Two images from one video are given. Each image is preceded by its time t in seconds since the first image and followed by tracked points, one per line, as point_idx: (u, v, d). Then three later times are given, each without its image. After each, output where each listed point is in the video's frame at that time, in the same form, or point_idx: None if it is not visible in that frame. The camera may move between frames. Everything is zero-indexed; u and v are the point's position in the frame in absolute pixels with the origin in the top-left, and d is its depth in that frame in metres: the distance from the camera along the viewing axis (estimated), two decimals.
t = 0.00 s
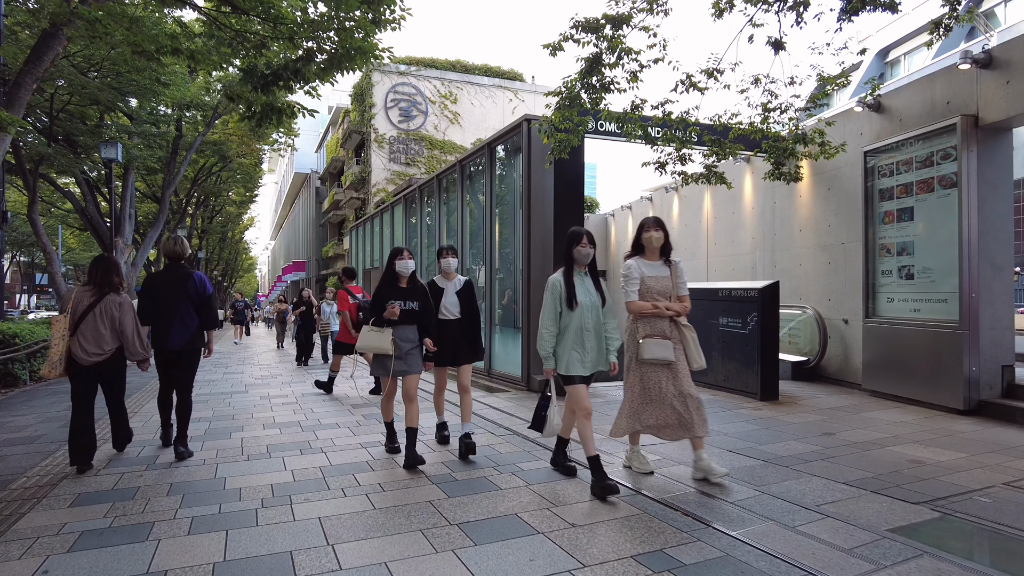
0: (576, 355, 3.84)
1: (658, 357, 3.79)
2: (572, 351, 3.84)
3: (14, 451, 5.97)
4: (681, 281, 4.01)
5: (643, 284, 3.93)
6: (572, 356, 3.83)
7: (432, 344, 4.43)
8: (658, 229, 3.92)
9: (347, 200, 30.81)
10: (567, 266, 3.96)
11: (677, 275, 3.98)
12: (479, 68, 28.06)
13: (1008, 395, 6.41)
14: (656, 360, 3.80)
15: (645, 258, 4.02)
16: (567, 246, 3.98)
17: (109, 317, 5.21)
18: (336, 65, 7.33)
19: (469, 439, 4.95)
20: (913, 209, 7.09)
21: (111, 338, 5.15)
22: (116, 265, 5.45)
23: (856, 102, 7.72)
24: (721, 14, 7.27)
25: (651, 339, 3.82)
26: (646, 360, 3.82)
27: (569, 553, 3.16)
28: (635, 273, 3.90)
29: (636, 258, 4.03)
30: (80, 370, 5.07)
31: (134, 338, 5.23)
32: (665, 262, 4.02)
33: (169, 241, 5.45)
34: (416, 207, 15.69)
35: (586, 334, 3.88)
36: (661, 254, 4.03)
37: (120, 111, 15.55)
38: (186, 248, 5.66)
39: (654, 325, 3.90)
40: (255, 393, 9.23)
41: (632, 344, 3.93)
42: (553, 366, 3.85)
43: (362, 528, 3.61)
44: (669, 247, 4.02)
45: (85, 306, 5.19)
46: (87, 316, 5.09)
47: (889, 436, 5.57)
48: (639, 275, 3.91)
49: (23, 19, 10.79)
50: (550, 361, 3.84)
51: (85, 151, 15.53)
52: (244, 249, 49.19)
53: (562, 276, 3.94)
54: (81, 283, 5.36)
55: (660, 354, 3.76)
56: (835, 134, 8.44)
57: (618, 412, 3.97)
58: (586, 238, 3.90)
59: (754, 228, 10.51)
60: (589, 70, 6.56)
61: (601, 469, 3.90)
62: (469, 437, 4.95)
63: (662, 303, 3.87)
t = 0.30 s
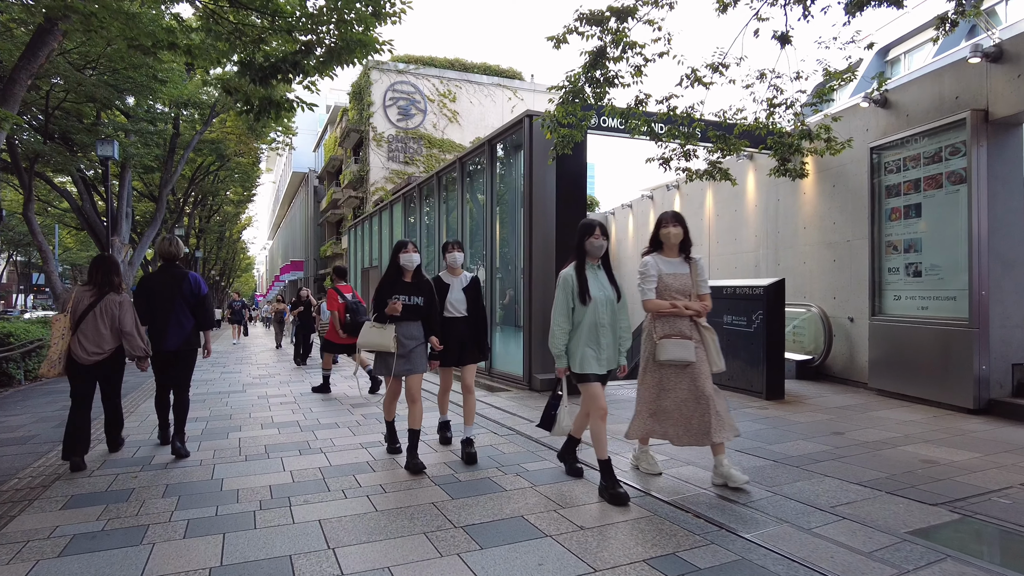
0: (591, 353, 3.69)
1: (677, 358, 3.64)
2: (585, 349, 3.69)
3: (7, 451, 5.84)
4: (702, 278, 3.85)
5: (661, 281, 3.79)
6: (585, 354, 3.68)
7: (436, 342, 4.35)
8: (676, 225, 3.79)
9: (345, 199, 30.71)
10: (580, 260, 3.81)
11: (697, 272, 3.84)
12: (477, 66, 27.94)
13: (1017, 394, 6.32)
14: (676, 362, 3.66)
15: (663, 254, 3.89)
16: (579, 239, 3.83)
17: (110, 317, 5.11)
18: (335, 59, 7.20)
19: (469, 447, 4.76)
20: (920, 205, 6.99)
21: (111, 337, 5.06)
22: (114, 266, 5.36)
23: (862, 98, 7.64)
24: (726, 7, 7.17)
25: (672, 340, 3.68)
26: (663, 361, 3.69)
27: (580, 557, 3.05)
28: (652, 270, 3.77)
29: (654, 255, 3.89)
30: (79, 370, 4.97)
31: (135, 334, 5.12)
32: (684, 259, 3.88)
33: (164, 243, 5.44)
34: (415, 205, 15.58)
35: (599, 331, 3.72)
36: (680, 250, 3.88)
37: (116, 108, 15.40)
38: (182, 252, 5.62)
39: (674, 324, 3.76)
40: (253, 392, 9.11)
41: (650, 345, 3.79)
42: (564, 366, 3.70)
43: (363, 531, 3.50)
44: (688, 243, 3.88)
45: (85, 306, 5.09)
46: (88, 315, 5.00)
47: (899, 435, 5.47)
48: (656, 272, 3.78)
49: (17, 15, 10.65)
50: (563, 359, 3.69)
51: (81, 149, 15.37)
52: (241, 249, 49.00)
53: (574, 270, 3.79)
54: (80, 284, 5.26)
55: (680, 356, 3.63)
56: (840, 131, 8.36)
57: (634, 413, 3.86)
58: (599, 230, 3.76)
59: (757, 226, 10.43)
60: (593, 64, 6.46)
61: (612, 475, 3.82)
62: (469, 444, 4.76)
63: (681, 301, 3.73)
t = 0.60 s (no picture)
0: (607, 350, 3.49)
1: (700, 358, 3.51)
2: (599, 346, 3.49)
3: None
4: (726, 273, 3.70)
5: (683, 277, 3.64)
6: (600, 351, 3.48)
7: (443, 339, 4.21)
8: (696, 218, 3.65)
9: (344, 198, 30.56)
10: (592, 252, 3.60)
11: (720, 268, 3.69)
12: (476, 65, 27.80)
13: None
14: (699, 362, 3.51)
15: (683, 248, 3.75)
16: (591, 231, 3.62)
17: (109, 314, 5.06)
18: (335, 51, 7.06)
19: (473, 449, 4.63)
20: (929, 202, 6.88)
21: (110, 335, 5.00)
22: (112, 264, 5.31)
23: (868, 93, 7.53)
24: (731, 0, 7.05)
25: (696, 340, 3.53)
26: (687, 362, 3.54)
27: (590, 563, 2.94)
28: (673, 265, 3.62)
29: (673, 249, 3.74)
30: (77, 368, 4.92)
31: (135, 334, 5.03)
32: (705, 253, 3.74)
33: (157, 241, 5.39)
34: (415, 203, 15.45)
35: (614, 326, 3.52)
36: (701, 244, 3.74)
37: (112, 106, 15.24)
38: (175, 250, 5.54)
39: (697, 323, 3.61)
40: (250, 392, 8.97)
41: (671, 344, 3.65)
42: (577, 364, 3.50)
43: (363, 536, 3.37)
44: (710, 237, 3.73)
45: (84, 304, 5.04)
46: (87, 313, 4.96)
47: (910, 435, 5.36)
48: (677, 268, 3.63)
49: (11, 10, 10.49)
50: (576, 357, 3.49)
51: (77, 147, 15.20)
52: (239, 249, 48.80)
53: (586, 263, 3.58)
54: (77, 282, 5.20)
55: (705, 357, 3.49)
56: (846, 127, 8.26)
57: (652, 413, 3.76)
58: (613, 220, 3.58)
59: (760, 223, 10.32)
60: (597, 57, 6.35)
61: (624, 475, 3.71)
62: (474, 446, 4.64)
63: (704, 298, 3.59)
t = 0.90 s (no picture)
0: (628, 352, 3.31)
1: (734, 357, 3.30)
2: (619, 346, 3.32)
3: None
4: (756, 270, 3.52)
5: (710, 273, 3.48)
6: (619, 353, 3.32)
7: (450, 339, 4.05)
8: (723, 211, 3.48)
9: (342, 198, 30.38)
10: (611, 246, 3.43)
11: (749, 264, 3.51)
12: (474, 63, 27.63)
13: None
14: (729, 361, 3.31)
15: (710, 244, 3.58)
16: (610, 224, 3.46)
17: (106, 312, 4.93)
18: (334, 44, 6.89)
19: (476, 456, 4.49)
20: (941, 199, 6.74)
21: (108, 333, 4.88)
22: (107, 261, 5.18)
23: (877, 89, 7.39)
24: None
25: (726, 338, 3.35)
26: (717, 361, 3.34)
27: None
28: (700, 260, 3.47)
29: (699, 244, 3.59)
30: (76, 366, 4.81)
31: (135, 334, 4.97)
32: (733, 248, 3.57)
33: (151, 239, 5.21)
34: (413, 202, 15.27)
35: (636, 325, 3.34)
36: (729, 239, 3.58)
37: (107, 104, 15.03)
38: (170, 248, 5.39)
39: (726, 321, 3.43)
40: (247, 394, 8.80)
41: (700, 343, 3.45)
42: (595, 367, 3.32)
43: (364, 549, 3.21)
44: (737, 231, 3.56)
45: (80, 301, 4.92)
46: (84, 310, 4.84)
47: (926, 439, 5.22)
48: (704, 262, 3.48)
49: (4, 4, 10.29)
50: (594, 360, 3.30)
51: (71, 146, 15.00)
52: (236, 249, 48.56)
53: (605, 258, 3.40)
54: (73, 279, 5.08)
55: (734, 355, 3.29)
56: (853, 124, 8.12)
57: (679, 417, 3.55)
58: (634, 214, 3.42)
59: (764, 222, 10.18)
60: (602, 51, 6.20)
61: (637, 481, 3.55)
62: (476, 452, 4.49)
63: (734, 295, 3.41)
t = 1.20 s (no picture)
0: (648, 358, 3.18)
1: (762, 358, 3.17)
2: (639, 353, 3.19)
3: None
4: (779, 271, 3.40)
5: (731, 273, 3.36)
6: (639, 359, 3.19)
7: (456, 342, 3.93)
8: (747, 207, 3.36)
9: (341, 198, 30.28)
10: (631, 246, 3.31)
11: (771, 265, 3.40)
12: (474, 62, 27.52)
13: None
14: (756, 363, 3.17)
15: (733, 243, 3.46)
16: (629, 222, 3.34)
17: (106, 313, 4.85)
18: (334, 40, 6.76)
19: (478, 462, 4.38)
20: (951, 200, 6.64)
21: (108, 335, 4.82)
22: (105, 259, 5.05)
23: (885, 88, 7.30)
24: None
25: (750, 340, 3.22)
26: (744, 364, 3.20)
27: None
28: (721, 260, 3.36)
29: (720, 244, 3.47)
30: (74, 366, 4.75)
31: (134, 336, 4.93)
32: (758, 246, 3.45)
33: (149, 239, 5.08)
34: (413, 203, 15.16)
35: (656, 330, 3.22)
36: (752, 238, 3.46)
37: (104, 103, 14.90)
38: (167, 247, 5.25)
39: (750, 325, 3.31)
40: (246, 397, 8.69)
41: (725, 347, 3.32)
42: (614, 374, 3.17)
43: (367, 563, 3.10)
44: (760, 231, 3.45)
45: (81, 301, 4.82)
46: (85, 310, 4.76)
47: (939, 445, 5.12)
48: (725, 263, 3.36)
49: None
50: (614, 366, 3.16)
51: (69, 146, 14.87)
52: (235, 249, 48.42)
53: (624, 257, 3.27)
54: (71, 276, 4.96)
55: (762, 356, 3.15)
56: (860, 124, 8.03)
57: (706, 428, 3.38)
58: (654, 214, 3.31)
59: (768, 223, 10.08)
60: (607, 49, 6.10)
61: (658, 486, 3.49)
62: (480, 459, 4.39)
63: (759, 296, 3.28)
